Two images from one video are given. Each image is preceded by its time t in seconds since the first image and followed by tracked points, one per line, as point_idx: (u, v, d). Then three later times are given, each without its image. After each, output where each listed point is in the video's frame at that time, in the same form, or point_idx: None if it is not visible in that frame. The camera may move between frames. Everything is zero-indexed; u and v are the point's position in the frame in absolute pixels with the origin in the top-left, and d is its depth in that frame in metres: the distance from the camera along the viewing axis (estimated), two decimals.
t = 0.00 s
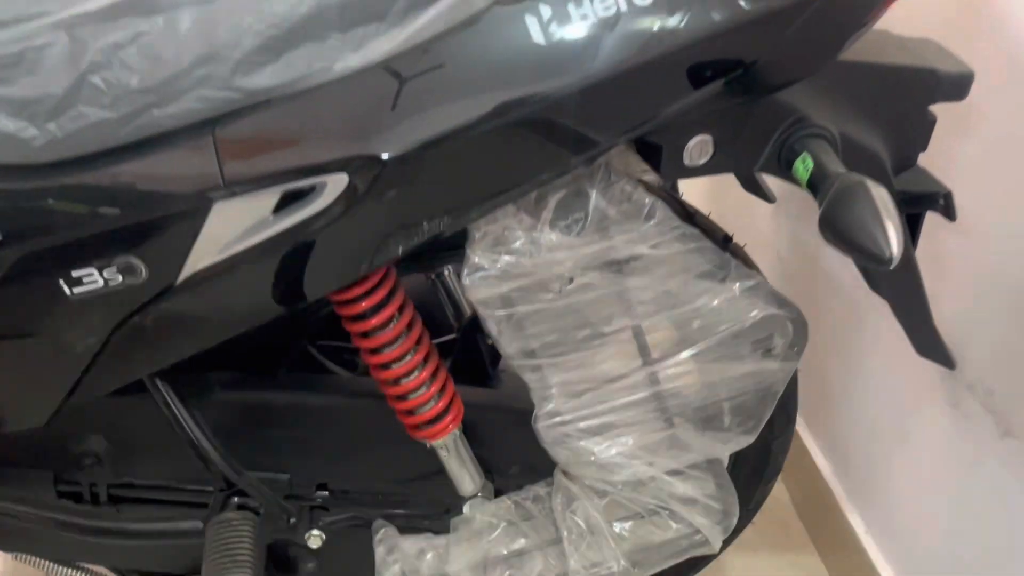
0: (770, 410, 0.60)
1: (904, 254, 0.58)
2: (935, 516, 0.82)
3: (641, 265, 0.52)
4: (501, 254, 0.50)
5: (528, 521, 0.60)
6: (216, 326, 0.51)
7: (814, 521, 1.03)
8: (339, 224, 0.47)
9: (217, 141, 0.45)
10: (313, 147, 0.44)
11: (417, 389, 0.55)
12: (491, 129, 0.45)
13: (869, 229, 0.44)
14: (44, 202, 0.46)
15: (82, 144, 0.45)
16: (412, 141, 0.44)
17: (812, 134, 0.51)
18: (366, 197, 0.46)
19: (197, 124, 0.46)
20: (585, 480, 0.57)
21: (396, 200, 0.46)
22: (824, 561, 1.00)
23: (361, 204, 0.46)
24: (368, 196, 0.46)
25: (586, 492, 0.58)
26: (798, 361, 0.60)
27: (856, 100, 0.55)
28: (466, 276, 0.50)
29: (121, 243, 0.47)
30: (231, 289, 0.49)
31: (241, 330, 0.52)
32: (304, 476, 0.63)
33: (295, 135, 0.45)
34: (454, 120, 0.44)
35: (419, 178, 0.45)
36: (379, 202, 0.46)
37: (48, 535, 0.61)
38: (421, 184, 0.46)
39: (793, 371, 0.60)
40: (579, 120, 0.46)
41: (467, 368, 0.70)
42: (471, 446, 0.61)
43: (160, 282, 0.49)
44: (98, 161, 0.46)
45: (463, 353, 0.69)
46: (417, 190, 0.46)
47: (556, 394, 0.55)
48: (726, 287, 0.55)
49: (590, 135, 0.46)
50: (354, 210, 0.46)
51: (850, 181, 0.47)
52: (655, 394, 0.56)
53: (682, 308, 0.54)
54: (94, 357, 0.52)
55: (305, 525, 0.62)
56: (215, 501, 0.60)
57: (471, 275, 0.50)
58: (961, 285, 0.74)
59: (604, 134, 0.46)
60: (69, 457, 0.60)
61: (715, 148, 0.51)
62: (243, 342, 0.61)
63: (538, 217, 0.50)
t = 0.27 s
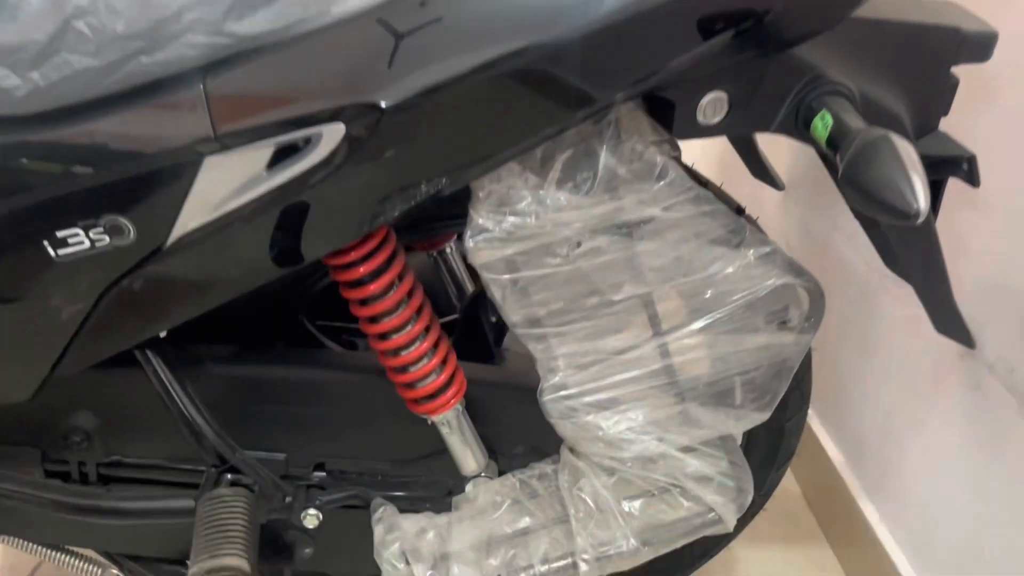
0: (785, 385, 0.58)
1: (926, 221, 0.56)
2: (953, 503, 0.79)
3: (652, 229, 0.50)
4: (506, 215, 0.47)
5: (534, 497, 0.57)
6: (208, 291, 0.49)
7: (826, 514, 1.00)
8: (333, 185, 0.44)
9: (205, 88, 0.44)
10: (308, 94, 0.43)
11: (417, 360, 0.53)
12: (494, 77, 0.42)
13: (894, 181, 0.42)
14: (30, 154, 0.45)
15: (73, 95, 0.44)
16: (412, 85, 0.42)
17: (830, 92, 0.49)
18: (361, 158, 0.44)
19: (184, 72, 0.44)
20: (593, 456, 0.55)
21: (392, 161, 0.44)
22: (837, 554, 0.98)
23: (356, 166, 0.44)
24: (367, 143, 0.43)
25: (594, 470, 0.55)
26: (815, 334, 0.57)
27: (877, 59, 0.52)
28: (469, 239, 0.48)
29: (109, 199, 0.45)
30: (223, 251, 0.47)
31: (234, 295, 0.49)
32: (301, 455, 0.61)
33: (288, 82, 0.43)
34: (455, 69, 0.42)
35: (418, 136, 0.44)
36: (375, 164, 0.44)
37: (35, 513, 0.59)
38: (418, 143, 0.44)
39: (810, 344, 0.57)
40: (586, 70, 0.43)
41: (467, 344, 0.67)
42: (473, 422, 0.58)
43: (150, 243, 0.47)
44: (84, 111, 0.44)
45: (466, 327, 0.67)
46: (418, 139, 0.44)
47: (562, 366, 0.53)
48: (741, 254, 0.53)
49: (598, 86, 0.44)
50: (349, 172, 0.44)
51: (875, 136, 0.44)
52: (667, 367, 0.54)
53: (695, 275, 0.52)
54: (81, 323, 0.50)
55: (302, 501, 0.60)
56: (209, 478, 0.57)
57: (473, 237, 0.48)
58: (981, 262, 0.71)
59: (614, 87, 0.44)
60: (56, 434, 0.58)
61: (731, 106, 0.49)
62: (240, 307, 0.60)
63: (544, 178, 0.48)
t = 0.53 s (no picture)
0: (804, 355, 0.55)
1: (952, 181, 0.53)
2: (978, 485, 0.77)
3: (665, 184, 0.47)
4: (510, 164, 0.45)
5: (540, 470, 0.55)
6: (196, 249, 0.46)
7: (840, 504, 0.97)
8: (326, 134, 0.42)
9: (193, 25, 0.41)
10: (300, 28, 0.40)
11: (417, 325, 0.50)
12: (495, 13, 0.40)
13: (927, 121, 0.40)
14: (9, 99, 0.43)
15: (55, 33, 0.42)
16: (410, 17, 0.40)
17: (857, 39, 0.45)
18: (355, 110, 0.42)
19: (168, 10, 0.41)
20: (602, 428, 0.52)
21: (390, 106, 0.42)
22: (852, 546, 0.95)
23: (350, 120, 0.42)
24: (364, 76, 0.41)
25: (604, 442, 0.52)
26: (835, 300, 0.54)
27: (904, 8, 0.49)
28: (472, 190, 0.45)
29: (91, 147, 0.43)
30: (211, 203, 0.44)
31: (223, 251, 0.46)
32: (296, 430, 0.58)
33: (279, 15, 0.40)
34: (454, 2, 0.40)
35: (417, 79, 0.41)
36: (370, 116, 0.42)
37: (17, 489, 0.56)
38: (416, 92, 0.42)
39: (830, 311, 0.54)
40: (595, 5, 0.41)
41: (469, 317, 0.65)
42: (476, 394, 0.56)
43: (133, 196, 0.44)
44: (66, 51, 0.42)
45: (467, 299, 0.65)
46: (417, 74, 0.41)
47: (571, 331, 0.50)
48: (758, 213, 0.50)
49: (606, 24, 0.41)
50: (343, 124, 0.42)
51: (906, 77, 0.41)
52: (680, 333, 0.51)
53: (710, 235, 0.49)
54: (64, 283, 0.47)
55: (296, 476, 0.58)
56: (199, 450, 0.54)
57: (476, 188, 0.45)
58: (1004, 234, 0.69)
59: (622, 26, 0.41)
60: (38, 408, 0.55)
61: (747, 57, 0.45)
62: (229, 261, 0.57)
63: (551, 126, 0.45)
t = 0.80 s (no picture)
0: (821, 330, 0.53)
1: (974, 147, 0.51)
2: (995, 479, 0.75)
3: (677, 146, 0.45)
4: (515, 121, 0.43)
5: (545, 449, 0.52)
6: (186, 211, 0.44)
7: (852, 498, 0.95)
8: (320, 95, 0.40)
9: None
10: None
11: (417, 295, 0.48)
12: None
13: (955, 69, 0.37)
14: None
15: None
16: None
17: None
18: (350, 71, 0.40)
19: None
20: (611, 404, 0.50)
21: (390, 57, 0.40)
22: (866, 541, 0.92)
23: (345, 82, 0.40)
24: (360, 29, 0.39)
25: (612, 419, 0.50)
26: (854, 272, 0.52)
27: None
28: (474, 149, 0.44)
29: (75, 101, 0.41)
30: (202, 162, 0.42)
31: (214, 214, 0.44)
32: (292, 408, 0.56)
33: None
34: None
35: (415, 32, 0.40)
36: (366, 77, 0.40)
37: None
38: (415, 46, 0.40)
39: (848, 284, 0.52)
40: None
41: (474, 295, 0.63)
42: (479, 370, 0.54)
43: (119, 154, 0.42)
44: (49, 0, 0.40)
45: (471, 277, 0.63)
46: (415, 27, 0.40)
47: (578, 301, 0.47)
48: (774, 179, 0.48)
49: None
50: (337, 86, 0.40)
51: (934, 26, 0.39)
52: (692, 305, 0.49)
53: (724, 200, 0.47)
54: (49, 247, 0.45)
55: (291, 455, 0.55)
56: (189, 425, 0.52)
57: (479, 146, 0.43)
58: None
59: None
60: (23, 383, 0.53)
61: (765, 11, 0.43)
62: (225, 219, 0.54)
63: (557, 83, 0.43)
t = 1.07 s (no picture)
0: (843, 303, 0.51)
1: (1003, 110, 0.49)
2: None
3: (693, 104, 0.43)
4: (524, 74, 0.41)
5: (557, 424, 0.50)
6: (178, 170, 0.42)
7: (868, 492, 0.92)
8: (317, 54, 0.38)
9: None
10: None
11: (421, 263, 0.46)
12: None
13: (992, 13, 0.35)
14: None
15: None
16: None
17: None
18: (348, 33, 0.38)
19: None
20: (624, 378, 0.48)
21: (388, 22, 0.38)
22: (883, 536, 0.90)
23: (342, 45, 0.38)
24: None
25: (626, 395, 0.48)
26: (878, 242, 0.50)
27: None
28: (483, 108, 0.41)
29: (65, 51, 0.39)
30: (195, 116, 0.40)
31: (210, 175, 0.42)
32: (291, 386, 0.54)
33: None
34: None
35: None
36: (363, 40, 0.38)
37: None
38: (417, 7, 0.38)
39: (871, 254, 0.50)
40: None
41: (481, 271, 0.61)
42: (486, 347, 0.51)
43: (111, 109, 0.41)
44: None
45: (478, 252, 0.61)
46: None
47: (589, 268, 0.45)
48: (796, 141, 0.46)
49: None
50: (335, 48, 0.38)
51: None
52: (708, 274, 0.47)
53: (742, 163, 0.45)
54: (38, 210, 0.43)
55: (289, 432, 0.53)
56: (185, 399, 0.49)
57: (489, 103, 0.41)
58: None
59: None
60: (13, 357, 0.51)
61: None
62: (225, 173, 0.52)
63: (568, 34, 0.41)
